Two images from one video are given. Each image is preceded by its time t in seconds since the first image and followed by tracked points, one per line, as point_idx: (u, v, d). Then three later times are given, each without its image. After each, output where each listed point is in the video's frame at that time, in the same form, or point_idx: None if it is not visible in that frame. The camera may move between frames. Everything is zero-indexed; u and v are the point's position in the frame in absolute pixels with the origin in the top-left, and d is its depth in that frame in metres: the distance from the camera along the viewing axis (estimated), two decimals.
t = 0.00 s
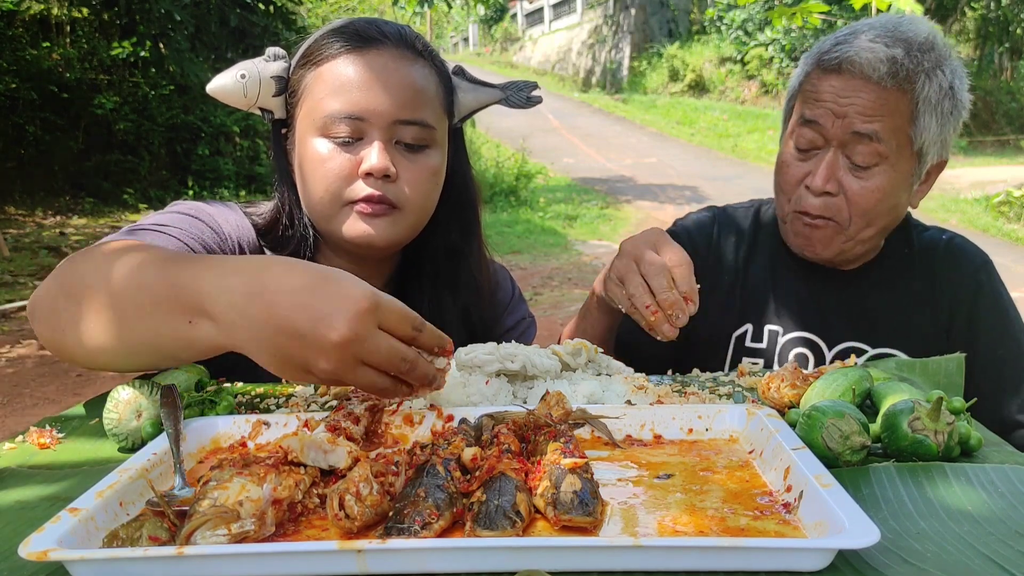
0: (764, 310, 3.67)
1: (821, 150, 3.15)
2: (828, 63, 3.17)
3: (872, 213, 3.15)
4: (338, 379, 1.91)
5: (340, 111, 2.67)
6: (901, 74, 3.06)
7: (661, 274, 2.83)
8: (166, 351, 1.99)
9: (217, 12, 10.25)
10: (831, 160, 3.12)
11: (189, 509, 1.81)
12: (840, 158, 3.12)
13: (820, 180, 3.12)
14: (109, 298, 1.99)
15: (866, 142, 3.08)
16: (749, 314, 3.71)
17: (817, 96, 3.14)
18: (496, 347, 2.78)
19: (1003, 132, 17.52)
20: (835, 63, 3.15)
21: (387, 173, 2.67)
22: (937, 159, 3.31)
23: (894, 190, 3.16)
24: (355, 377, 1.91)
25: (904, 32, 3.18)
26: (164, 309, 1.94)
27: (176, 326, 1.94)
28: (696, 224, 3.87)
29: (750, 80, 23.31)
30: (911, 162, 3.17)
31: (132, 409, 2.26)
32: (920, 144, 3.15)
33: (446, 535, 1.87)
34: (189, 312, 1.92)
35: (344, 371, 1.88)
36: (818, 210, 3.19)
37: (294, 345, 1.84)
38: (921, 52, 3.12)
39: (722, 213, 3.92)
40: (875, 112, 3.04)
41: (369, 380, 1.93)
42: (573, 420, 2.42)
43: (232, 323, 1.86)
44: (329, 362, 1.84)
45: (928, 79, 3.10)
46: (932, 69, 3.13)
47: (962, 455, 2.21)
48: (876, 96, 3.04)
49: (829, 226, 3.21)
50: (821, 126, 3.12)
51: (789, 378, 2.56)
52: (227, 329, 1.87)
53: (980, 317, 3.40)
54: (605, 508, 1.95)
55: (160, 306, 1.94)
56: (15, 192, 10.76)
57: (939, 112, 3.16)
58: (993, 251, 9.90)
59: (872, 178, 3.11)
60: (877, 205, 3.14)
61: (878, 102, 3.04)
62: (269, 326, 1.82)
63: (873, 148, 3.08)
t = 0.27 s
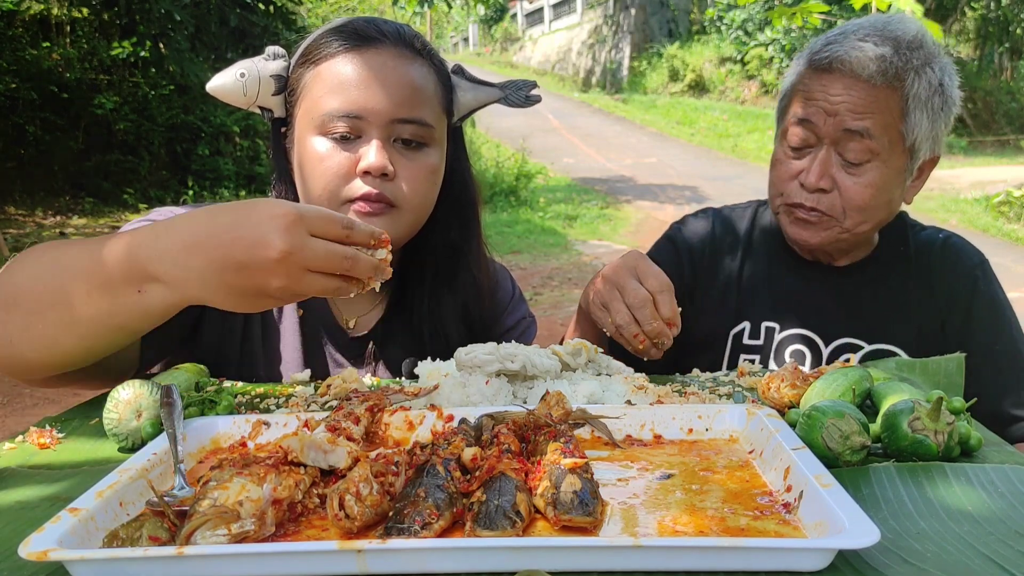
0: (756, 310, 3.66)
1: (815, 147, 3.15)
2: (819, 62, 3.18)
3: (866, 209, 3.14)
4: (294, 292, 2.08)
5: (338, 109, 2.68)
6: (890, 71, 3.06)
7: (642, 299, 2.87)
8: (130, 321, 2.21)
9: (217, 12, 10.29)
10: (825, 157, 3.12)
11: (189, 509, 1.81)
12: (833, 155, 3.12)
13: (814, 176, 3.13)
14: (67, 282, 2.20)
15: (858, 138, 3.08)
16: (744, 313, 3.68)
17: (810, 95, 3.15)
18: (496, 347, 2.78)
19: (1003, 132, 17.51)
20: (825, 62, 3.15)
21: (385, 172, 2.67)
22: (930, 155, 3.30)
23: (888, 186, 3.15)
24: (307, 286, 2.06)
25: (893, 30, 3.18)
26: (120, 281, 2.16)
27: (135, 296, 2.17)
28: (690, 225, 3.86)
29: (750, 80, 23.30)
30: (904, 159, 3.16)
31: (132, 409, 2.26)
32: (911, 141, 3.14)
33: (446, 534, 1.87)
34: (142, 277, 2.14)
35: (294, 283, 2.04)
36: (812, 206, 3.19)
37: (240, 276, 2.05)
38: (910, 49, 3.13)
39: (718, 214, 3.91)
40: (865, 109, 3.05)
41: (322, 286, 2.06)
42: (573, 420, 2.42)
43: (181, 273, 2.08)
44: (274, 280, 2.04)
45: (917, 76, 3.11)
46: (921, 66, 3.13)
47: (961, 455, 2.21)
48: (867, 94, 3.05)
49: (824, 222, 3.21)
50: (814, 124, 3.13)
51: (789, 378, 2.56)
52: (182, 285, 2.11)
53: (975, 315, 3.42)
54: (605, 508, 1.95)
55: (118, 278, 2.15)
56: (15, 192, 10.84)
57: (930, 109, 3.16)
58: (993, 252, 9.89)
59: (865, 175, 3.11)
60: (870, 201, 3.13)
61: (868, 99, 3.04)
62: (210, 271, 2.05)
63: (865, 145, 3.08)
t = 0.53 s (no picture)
0: (756, 309, 3.63)
1: (810, 144, 3.14)
2: (814, 59, 3.17)
3: (858, 205, 3.17)
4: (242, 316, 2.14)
5: (329, 122, 2.68)
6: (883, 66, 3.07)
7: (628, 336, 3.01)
8: (117, 321, 2.21)
9: (217, 12, 10.55)
10: (820, 153, 3.12)
11: (189, 509, 1.81)
12: (828, 151, 3.12)
13: (810, 173, 3.12)
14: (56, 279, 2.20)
15: (852, 133, 3.09)
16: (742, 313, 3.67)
17: (806, 92, 3.14)
18: (496, 347, 2.77)
19: (1003, 132, 17.52)
20: (820, 59, 3.15)
21: (375, 185, 2.68)
22: (922, 151, 3.32)
23: (882, 178, 3.16)
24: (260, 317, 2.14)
25: (885, 29, 3.19)
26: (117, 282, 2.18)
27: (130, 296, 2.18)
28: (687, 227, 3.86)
29: (750, 80, 23.30)
30: (897, 153, 3.18)
31: (132, 409, 2.26)
32: (904, 136, 3.15)
33: (446, 535, 1.87)
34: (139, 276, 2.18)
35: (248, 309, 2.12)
36: (807, 203, 3.19)
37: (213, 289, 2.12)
38: (902, 46, 3.14)
39: (713, 216, 3.92)
40: (859, 104, 3.06)
41: (272, 321, 2.14)
42: (573, 420, 2.42)
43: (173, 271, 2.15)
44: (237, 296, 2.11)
45: (909, 72, 3.12)
46: (913, 63, 3.14)
47: (962, 455, 2.21)
48: (861, 90, 3.05)
49: (819, 219, 3.22)
50: (810, 121, 3.12)
51: (789, 378, 2.56)
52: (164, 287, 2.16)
53: (964, 309, 3.42)
54: (605, 508, 1.95)
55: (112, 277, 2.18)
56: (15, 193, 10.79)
57: (922, 103, 3.18)
58: (993, 251, 9.90)
59: (860, 169, 3.12)
60: (864, 195, 3.15)
61: (861, 95, 3.05)
62: (199, 271, 2.13)
63: (859, 139, 3.09)
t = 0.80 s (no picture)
0: (756, 308, 3.64)
1: (808, 141, 3.14)
2: (811, 58, 3.18)
3: (858, 200, 3.14)
4: (229, 323, 2.21)
5: (325, 121, 2.68)
6: (878, 64, 3.08)
7: (638, 322, 2.89)
8: (123, 337, 2.25)
9: (217, 12, 10.57)
10: (818, 150, 3.12)
11: (189, 509, 1.80)
12: (826, 148, 3.12)
13: (809, 168, 3.10)
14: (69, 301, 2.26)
15: (850, 130, 3.08)
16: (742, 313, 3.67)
17: (802, 90, 3.14)
18: (496, 347, 2.77)
19: (1003, 132, 17.52)
20: (817, 57, 3.16)
21: (371, 184, 2.68)
22: (920, 147, 3.32)
23: (881, 174, 3.15)
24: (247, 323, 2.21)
25: (880, 27, 3.20)
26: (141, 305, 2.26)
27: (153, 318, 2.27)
28: (685, 229, 3.85)
29: (750, 80, 23.30)
30: (894, 149, 3.17)
31: (132, 409, 2.26)
32: (901, 132, 3.15)
33: (446, 535, 1.87)
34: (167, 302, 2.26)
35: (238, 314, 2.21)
36: (807, 200, 3.18)
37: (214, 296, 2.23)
38: (897, 44, 3.14)
39: (711, 218, 3.91)
40: (856, 101, 3.06)
41: (254, 333, 2.20)
42: (573, 420, 2.42)
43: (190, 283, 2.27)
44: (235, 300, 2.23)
45: (905, 69, 3.13)
46: (909, 60, 3.15)
47: (962, 455, 2.21)
48: (858, 87, 3.06)
49: (818, 216, 3.20)
50: (807, 118, 3.12)
51: (789, 378, 2.56)
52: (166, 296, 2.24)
53: (959, 303, 3.42)
54: (605, 508, 1.95)
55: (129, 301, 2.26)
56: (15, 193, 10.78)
57: (918, 100, 3.18)
58: (993, 251, 9.89)
59: (859, 164, 3.11)
60: (865, 190, 3.13)
61: (858, 93, 3.06)
62: (211, 288, 2.25)
63: (857, 136, 3.08)
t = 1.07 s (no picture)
0: (756, 308, 3.64)
1: (809, 141, 3.15)
2: (813, 57, 3.18)
3: (858, 199, 3.14)
4: (246, 337, 2.32)
5: (324, 118, 2.68)
6: (880, 63, 3.08)
7: (619, 347, 3.06)
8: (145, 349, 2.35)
9: (217, 12, 10.53)
10: (819, 149, 3.12)
11: (189, 509, 1.80)
12: (828, 147, 3.12)
13: (809, 167, 3.10)
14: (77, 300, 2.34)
15: (852, 129, 3.09)
16: (742, 313, 3.68)
17: (804, 89, 3.14)
18: (496, 347, 2.77)
19: (1003, 132, 17.51)
20: (818, 57, 3.16)
21: (369, 181, 2.68)
22: (920, 146, 3.33)
23: (882, 174, 3.15)
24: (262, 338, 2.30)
25: (881, 27, 3.20)
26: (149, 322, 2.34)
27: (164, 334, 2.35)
28: (684, 230, 3.86)
29: (750, 80, 23.30)
30: (895, 149, 3.17)
31: (132, 409, 2.26)
32: (901, 131, 3.16)
33: (446, 535, 1.87)
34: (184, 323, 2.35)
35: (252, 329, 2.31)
36: (808, 199, 3.17)
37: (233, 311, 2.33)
38: (898, 44, 3.15)
39: (710, 219, 3.91)
40: (857, 101, 3.07)
41: (270, 344, 2.29)
42: (573, 420, 2.42)
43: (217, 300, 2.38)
44: (251, 314, 2.33)
45: (905, 69, 3.13)
46: (910, 60, 3.15)
47: (962, 455, 2.21)
48: (858, 87, 3.07)
49: (819, 215, 3.20)
50: (807, 117, 3.13)
51: (789, 378, 2.56)
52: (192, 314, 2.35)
53: (957, 303, 3.42)
54: (605, 508, 1.95)
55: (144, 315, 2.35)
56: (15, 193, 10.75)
57: (919, 100, 3.18)
58: (993, 252, 9.89)
59: (859, 164, 3.11)
60: (865, 190, 3.13)
61: (859, 92, 3.06)
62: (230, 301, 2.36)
63: (859, 136, 3.09)
